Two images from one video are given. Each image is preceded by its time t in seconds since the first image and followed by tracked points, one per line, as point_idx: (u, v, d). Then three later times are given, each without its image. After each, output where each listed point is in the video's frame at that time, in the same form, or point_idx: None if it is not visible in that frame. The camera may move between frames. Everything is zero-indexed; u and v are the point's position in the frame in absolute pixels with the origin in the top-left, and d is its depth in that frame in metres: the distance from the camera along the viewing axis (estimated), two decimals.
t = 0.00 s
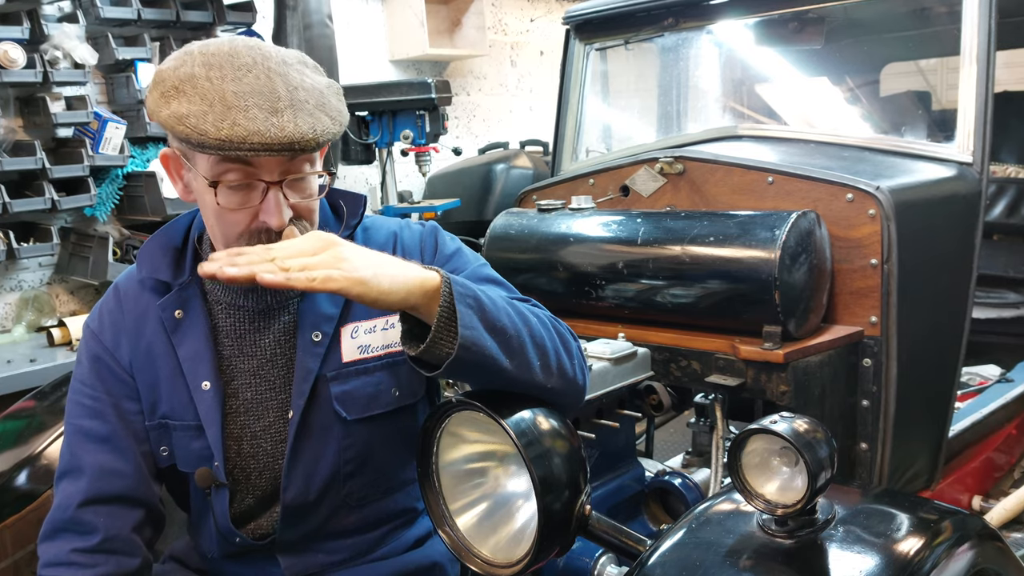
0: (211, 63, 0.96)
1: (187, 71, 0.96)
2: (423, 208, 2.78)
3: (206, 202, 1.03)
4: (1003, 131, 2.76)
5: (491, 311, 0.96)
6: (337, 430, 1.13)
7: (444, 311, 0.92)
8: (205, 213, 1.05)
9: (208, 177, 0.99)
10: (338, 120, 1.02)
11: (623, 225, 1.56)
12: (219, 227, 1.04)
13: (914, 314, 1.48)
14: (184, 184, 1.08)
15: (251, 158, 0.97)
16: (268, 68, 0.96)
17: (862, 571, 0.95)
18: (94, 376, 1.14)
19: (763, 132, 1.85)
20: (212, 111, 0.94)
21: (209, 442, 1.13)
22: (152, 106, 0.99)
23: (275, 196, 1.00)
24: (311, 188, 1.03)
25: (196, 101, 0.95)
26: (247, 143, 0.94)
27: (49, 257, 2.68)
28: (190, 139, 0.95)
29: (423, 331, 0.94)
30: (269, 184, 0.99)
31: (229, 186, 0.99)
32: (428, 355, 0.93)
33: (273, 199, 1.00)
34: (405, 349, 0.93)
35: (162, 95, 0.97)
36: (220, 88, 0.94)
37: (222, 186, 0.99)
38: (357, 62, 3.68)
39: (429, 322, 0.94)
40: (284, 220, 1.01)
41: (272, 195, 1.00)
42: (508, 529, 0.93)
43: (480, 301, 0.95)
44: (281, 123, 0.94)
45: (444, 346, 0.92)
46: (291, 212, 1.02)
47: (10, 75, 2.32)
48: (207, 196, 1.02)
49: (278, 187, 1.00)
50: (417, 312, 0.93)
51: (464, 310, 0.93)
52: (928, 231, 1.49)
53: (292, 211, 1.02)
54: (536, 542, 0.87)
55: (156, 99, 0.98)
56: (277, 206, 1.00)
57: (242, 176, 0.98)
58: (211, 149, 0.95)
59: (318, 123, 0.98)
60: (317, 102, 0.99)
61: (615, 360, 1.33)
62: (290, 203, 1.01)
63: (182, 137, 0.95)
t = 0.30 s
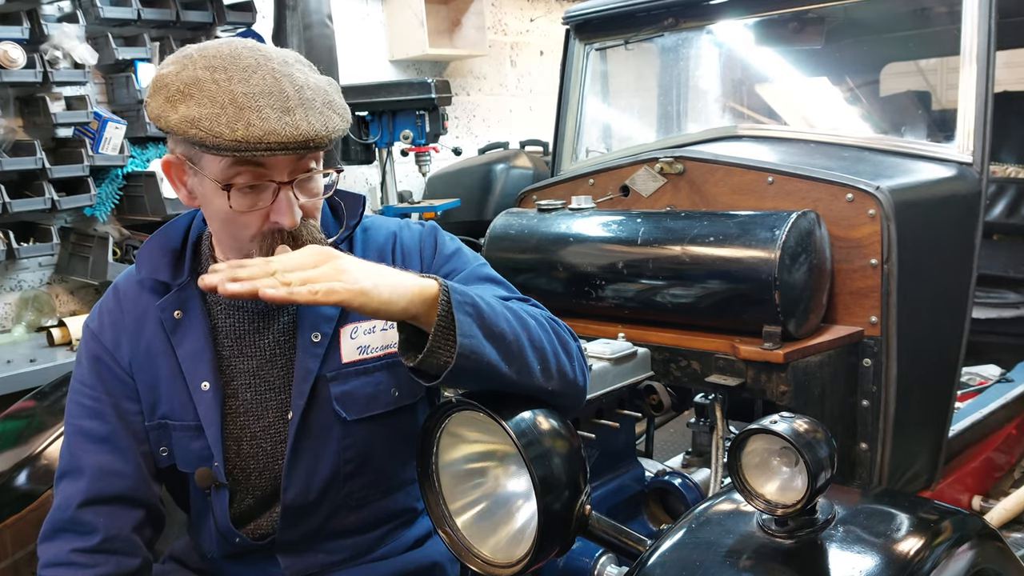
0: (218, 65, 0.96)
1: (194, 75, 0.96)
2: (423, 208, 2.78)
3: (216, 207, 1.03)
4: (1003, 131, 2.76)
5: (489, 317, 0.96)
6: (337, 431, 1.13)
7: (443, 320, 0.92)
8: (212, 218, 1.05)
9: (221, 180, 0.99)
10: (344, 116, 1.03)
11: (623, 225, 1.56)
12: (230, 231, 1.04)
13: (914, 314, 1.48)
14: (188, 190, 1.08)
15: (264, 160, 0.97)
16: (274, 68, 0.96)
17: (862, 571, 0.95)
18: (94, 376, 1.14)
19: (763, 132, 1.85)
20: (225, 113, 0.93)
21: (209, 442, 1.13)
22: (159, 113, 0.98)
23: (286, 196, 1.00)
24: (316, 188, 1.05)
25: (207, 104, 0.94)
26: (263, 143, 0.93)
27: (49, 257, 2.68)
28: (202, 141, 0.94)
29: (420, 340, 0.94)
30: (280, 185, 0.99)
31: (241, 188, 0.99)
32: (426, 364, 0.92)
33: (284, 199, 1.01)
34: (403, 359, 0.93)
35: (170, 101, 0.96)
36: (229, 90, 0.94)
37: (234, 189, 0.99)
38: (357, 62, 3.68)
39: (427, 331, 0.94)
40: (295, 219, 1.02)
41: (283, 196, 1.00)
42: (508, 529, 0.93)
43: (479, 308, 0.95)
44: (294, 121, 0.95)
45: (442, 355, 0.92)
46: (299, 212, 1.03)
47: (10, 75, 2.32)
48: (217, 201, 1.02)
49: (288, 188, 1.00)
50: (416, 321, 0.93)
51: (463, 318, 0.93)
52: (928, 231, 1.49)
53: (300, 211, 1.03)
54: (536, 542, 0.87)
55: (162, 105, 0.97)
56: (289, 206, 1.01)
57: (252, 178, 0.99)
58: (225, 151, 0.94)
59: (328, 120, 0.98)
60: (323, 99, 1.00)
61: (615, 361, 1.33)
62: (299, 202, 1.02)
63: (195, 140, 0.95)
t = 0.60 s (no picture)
0: (196, 67, 0.92)
1: (173, 78, 0.93)
2: (423, 208, 2.78)
3: (203, 211, 1.02)
4: (1002, 131, 2.76)
5: (492, 306, 0.95)
6: (337, 431, 1.13)
7: (446, 305, 0.91)
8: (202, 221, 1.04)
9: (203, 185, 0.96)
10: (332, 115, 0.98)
11: (623, 225, 1.56)
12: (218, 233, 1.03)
13: (914, 314, 1.48)
14: (179, 193, 1.07)
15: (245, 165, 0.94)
16: (253, 68, 0.92)
17: (862, 570, 0.95)
18: (94, 376, 1.14)
19: (763, 132, 1.85)
20: (200, 119, 0.91)
21: (208, 443, 1.13)
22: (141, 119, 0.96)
23: (271, 200, 0.97)
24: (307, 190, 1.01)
25: (184, 109, 0.92)
26: (238, 149, 0.91)
27: (49, 257, 2.68)
28: (179, 148, 0.92)
29: (424, 322, 0.93)
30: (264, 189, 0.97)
31: (223, 193, 0.97)
32: (428, 347, 0.91)
33: (270, 203, 0.97)
34: (408, 341, 0.92)
35: (150, 106, 0.95)
36: (205, 94, 0.91)
37: (216, 193, 0.97)
38: (357, 62, 3.68)
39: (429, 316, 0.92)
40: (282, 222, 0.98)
41: (268, 201, 0.97)
42: (508, 529, 0.93)
43: (480, 296, 0.94)
44: (271, 126, 0.91)
45: (445, 338, 0.91)
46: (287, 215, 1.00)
47: (10, 75, 2.33)
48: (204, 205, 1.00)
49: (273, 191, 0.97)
50: (420, 305, 0.91)
51: (466, 305, 0.92)
52: (928, 231, 1.49)
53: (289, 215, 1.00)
54: (536, 542, 0.87)
55: (143, 110, 0.96)
56: (275, 211, 0.98)
57: (235, 183, 0.96)
58: (201, 159, 0.92)
59: (309, 123, 0.94)
60: (307, 100, 0.95)
61: (615, 361, 1.33)
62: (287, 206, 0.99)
63: (174, 147, 0.93)
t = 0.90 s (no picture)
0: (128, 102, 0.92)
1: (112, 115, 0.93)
2: (423, 208, 2.78)
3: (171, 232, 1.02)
4: (1002, 131, 2.76)
5: (492, 309, 0.96)
6: (337, 431, 1.13)
7: (446, 308, 0.92)
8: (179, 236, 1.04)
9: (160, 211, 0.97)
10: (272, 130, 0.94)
11: (623, 225, 1.56)
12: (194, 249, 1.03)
13: (914, 314, 1.48)
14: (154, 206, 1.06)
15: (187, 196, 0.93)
16: (182, 96, 0.90)
17: (862, 570, 0.95)
18: (95, 375, 1.14)
19: (763, 132, 1.85)
20: (131, 159, 0.90)
21: (210, 442, 1.13)
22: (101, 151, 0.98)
23: (228, 220, 0.96)
24: (270, 204, 0.98)
25: (120, 146, 0.91)
26: (161, 189, 0.89)
27: (49, 257, 2.68)
28: (119, 187, 0.92)
29: (426, 325, 0.93)
30: (220, 211, 0.95)
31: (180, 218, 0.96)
32: (430, 350, 0.92)
33: (229, 223, 0.96)
34: (410, 344, 0.92)
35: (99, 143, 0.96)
36: (138, 130, 0.90)
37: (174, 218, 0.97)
38: (357, 62, 3.68)
39: (431, 319, 0.93)
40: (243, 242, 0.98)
41: (225, 221, 0.96)
42: (508, 529, 0.93)
43: (480, 299, 0.95)
44: (198, 158, 0.89)
45: (447, 342, 0.92)
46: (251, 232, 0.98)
47: (10, 75, 2.33)
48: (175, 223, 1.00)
49: (229, 212, 0.96)
50: (420, 308, 0.91)
51: (468, 308, 0.93)
52: (928, 231, 1.49)
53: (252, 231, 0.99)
54: (536, 542, 0.87)
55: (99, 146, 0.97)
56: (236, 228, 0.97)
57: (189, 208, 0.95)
58: (140, 197, 0.92)
59: (241, 146, 0.91)
60: (241, 120, 0.92)
61: (615, 361, 1.33)
62: (249, 221, 0.97)
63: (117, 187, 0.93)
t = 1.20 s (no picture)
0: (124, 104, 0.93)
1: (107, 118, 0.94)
2: (423, 208, 2.78)
3: (168, 234, 1.02)
4: (1002, 131, 2.76)
5: (490, 316, 0.96)
6: (338, 430, 1.13)
7: (444, 317, 0.91)
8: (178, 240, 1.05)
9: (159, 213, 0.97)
10: (269, 133, 0.95)
11: (623, 225, 1.56)
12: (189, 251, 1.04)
13: (913, 314, 1.49)
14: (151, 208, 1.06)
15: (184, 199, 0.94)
16: (178, 100, 0.91)
17: (861, 569, 0.96)
18: (95, 376, 1.14)
19: (763, 132, 1.85)
20: (128, 162, 0.91)
21: (210, 442, 1.13)
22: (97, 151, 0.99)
23: (225, 223, 0.97)
24: (267, 206, 0.99)
25: (117, 149, 0.92)
26: (157, 193, 0.90)
27: (50, 258, 2.68)
28: (115, 190, 0.93)
29: (424, 335, 0.93)
30: (217, 214, 0.96)
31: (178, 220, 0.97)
32: (429, 360, 0.91)
33: (226, 225, 0.97)
34: (409, 355, 0.92)
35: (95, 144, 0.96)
36: (135, 133, 0.91)
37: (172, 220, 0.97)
38: (357, 63, 3.68)
39: (429, 329, 0.92)
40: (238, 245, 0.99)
41: (222, 224, 0.97)
42: (508, 529, 0.94)
43: (478, 306, 0.95)
44: (194, 162, 0.90)
45: (446, 351, 0.91)
46: (247, 234, 1.00)
47: (11, 75, 2.33)
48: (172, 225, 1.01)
49: (227, 215, 0.96)
50: (418, 319, 0.91)
51: (466, 315, 0.93)
52: (926, 231, 1.49)
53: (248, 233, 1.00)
54: (536, 541, 0.87)
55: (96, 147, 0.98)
56: (233, 230, 0.98)
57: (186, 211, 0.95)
58: (137, 200, 0.92)
59: (237, 150, 0.91)
60: (237, 124, 0.92)
61: (615, 360, 1.34)
62: (246, 223, 0.99)
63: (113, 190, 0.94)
